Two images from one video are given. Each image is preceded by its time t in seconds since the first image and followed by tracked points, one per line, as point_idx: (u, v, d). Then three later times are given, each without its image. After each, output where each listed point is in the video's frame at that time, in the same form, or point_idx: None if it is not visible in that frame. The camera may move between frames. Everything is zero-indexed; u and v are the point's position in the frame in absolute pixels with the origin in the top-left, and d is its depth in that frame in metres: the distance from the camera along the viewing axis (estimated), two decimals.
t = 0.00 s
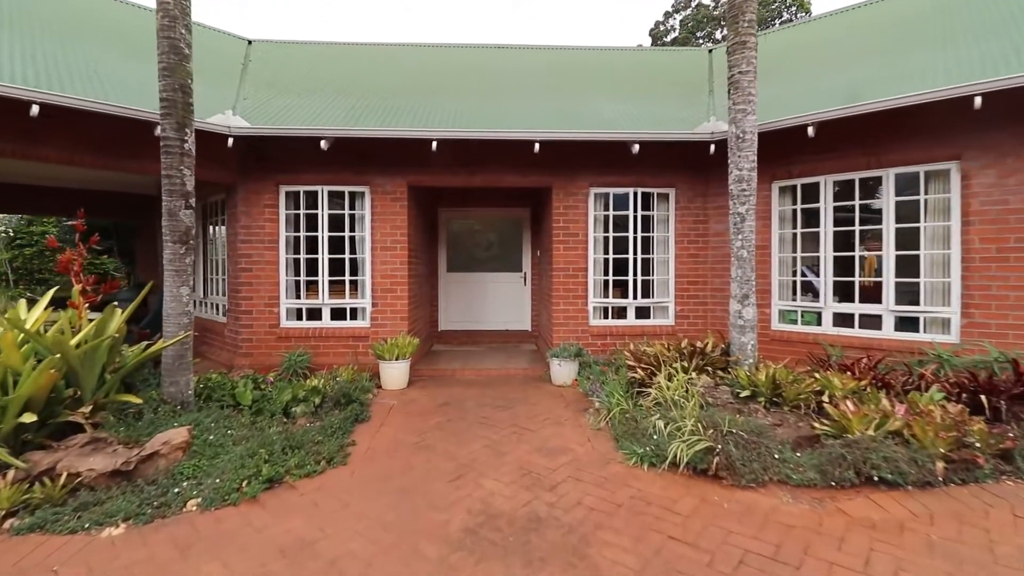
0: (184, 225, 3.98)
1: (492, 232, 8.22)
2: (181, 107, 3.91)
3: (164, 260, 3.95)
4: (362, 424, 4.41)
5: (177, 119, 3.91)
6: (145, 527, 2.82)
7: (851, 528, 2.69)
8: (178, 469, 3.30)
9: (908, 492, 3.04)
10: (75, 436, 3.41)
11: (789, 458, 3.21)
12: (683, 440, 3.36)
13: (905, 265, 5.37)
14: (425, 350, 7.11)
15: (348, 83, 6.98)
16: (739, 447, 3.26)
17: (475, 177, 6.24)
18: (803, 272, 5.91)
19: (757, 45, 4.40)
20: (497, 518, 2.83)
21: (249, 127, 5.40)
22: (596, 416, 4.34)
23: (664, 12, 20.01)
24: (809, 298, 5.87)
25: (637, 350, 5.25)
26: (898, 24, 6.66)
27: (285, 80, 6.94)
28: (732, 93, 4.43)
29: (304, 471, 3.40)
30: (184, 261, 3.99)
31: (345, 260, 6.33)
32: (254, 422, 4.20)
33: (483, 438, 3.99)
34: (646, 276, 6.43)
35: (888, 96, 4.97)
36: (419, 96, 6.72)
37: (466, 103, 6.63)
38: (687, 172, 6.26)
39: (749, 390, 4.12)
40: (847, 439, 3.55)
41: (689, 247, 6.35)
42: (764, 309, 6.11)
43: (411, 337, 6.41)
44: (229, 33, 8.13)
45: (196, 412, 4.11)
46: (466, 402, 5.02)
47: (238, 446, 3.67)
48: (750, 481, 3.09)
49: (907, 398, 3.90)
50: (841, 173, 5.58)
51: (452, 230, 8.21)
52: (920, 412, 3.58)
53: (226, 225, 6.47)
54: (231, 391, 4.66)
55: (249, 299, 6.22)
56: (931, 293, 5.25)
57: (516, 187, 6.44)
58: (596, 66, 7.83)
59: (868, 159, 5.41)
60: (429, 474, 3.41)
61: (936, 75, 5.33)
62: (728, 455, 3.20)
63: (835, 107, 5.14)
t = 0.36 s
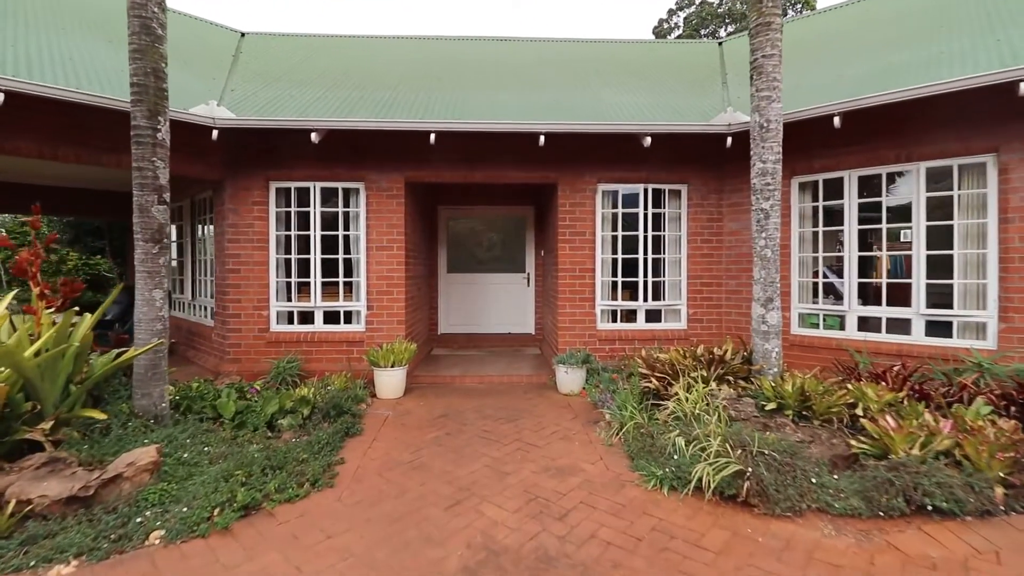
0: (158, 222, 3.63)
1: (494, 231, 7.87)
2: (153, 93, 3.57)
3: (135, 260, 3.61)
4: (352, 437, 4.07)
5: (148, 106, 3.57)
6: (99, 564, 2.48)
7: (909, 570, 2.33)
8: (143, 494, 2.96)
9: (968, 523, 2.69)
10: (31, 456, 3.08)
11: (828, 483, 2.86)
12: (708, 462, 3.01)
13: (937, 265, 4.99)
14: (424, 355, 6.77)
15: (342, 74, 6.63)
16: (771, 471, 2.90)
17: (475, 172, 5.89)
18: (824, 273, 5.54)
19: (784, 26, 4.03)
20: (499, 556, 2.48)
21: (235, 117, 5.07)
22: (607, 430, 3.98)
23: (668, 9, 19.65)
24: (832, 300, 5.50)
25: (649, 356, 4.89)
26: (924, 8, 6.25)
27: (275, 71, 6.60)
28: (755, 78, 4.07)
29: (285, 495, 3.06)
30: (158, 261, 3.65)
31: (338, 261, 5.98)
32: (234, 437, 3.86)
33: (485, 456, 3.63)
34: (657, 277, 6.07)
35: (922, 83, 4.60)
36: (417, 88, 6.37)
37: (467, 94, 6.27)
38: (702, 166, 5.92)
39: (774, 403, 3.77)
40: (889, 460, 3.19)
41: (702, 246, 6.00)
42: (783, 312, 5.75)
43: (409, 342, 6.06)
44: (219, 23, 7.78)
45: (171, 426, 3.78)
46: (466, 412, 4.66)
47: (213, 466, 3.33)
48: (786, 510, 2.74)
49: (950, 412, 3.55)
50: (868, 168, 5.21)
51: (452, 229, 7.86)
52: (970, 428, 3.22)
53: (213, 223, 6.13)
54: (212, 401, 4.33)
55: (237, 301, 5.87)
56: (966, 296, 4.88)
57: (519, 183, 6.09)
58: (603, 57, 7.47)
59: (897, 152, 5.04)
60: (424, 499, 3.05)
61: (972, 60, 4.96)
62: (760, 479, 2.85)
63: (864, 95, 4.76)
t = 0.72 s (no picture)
0: (125, 221, 3.31)
1: (494, 231, 7.55)
2: (119, 77, 3.25)
3: (100, 263, 3.30)
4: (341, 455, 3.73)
5: (113, 92, 3.24)
6: None
7: None
8: (100, 526, 2.64)
9: None
10: None
11: (874, 517, 2.53)
12: (737, 490, 2.67)
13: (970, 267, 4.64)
14: (421, 361, 6.43)
15: (335, 66, 6.29)
16: (809, 502, 2.57)
17: (474, 168, 5.55)
18: (847, 275, 5.19)
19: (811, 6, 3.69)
20: None
21: (217, 109, 4.76)
22: (617, 449, 3.64)
23: (670, 7, 19.31)
24: (854, 304, 5.15)
25: (661, 365, 4.56)
26: None
27: (265, 63, 6.27)
28: (780, 63, 3.74)
29: (261, 526, 2.74)
30: (125, 264, 3.34)
31: (329, 263, 5.64)
32: (211, 457, 3.54)
33: (485, 479, 3.29)
34: (667, 280, 5.73)
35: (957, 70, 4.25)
36: (413, 80, 6.04)
37: (466, 86, 5.94)
38: (715, 163, 5.58)
39: (802, 420, 3.43)
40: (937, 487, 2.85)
41: (715, 247, 5.66)
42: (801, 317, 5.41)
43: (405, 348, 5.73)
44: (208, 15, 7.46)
45: (141, 445, 3.45)
46: (464, 425, 4.33)
47: (183, 492, 3.00)
48: (827, 548, 2.41)
49: (999, 431, 3.20)
50: (895, 164, 4.84)
51: (451, 229, 7.53)
52: None
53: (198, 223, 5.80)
54: (190, 416, 4.00)
55: (222, 305, 5.54)
56: (1001, 300, 4.53)
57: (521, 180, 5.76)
58: (608, 49, 7.14)
59: (927, 146, 4.66)
60: (416, 531, 2.72)
61: (1009, 45, 4.59)
62: (796, 513, 2.51)
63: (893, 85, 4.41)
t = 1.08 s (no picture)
0: (88, 215, 2.99)
1: (497, 230, 7.22)
2: (82, 54, 2.92)
3: (61, 262, 2.97)
4: (329, 472, 3.40)
5: (74, 71, 2.91)
6: None
7: None
8: (50, 560, 2.31)
9: None
10: None
11: (937, 553, 2.20)
12: (778, 524, 2.33)
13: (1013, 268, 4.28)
14: (420, 366, 6.10)
15: (329, 54, 5.97)
16: (862, 538, 2.24)
17: (476, 161, 5.22)
18: (876, 275, 4.83)
19: None
20: None
21: (198, 96, 4.45)
22: (634, 467, 3.30)
23: (674, 5, 19.07)
24: (883, 307, 4.80)
25: (678, 372, 4.22)
26: None
27: (256, 52, 5.94)
28: (812, 42, 3.41)
29: (234, 560, 2.40)
30: (88, 263, 3.01)
31: (322, 262, 5.31)
32: (187, 475, 3.21)
33: (488, 503, 2.96)
34: (681, 280, 5.39)
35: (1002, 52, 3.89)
36: (412, 68, 5.71)
37: (467, 75, 5.60)
38: (733, 155, 5.25)
39: (841, 437, 3.10)
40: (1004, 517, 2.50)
41: (732, 245, 5.32)
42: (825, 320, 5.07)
43: (402, 353, 5.40)
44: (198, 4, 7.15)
45: (109, 462, 3.13)
46: (465, 437, 3.99)
47: (150, 519, 2.67)
48: None
49: None
50: (930, 156, 4.48)
51: (451, 227, 7.21)
52: None
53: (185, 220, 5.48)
54: (167, 429, 3.68)
55: (208, 307, 5.21)
56: None
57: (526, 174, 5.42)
58: (617, 38, 6.81)
59: (964, 137, 4.31)
60: (411, 567, 2.38)
61: None
62: (849, 550, 2.20)
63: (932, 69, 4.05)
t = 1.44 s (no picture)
0: (43, 211, 2.67)
1: (498, 229, 6.90)
2: (33, 30, 2.60)
3: (12, 264, 2.66)
4: (315, 497, 3.07)
5: (24, 49, 2.59)
6: None
7: None
8: None
9: None
10: None
11: None
12: (829, 568, 2.00)
13: None
14: (417, 373, 5.77)
15: (322, 43, 5.64)
16: None
17: (477, 155, 4.89)
18: (905, 279, 4.44)
19: None
20: None
21: (175, 84, 4.14)
22: (652, 492, 2.96)
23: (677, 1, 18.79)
24: (913, 311, 4.43)
25: (696, 383, 3.89)
26: None
27: (244, 40, 5.61)
28: (848, 20, 3.09)
29: None
30: (42, 265, 2.70)
31: (312, 263, 4.98)
32: (156, 502, 2.89)
33: (491, 535, 2.62)
34: (696, 282, 5.05)
35: None
36: (409, 57, 5.39)
37: (468, 64, 5.28)
38: (752, 149, 4.92)
39: (885, 459, 2.76)
40: None
41: (750, 245, 4.99)
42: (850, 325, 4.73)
43: (398, 360, 5.07)
44: None
45: (68, 488, 2.80)
46: (466, 454, 3.67)
47: (108, 556, 2.34)
48: None
49: None
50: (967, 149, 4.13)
51: (451, 226, 6.88)
52: None
53: (168, 218, 5.16)
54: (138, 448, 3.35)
55: (191, 311, 4.87)
56: None
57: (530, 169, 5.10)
58: (625, 27, 6.48)
59: (1005, 127, 3.97)
60: None
61: None
62: None
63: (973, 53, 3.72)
